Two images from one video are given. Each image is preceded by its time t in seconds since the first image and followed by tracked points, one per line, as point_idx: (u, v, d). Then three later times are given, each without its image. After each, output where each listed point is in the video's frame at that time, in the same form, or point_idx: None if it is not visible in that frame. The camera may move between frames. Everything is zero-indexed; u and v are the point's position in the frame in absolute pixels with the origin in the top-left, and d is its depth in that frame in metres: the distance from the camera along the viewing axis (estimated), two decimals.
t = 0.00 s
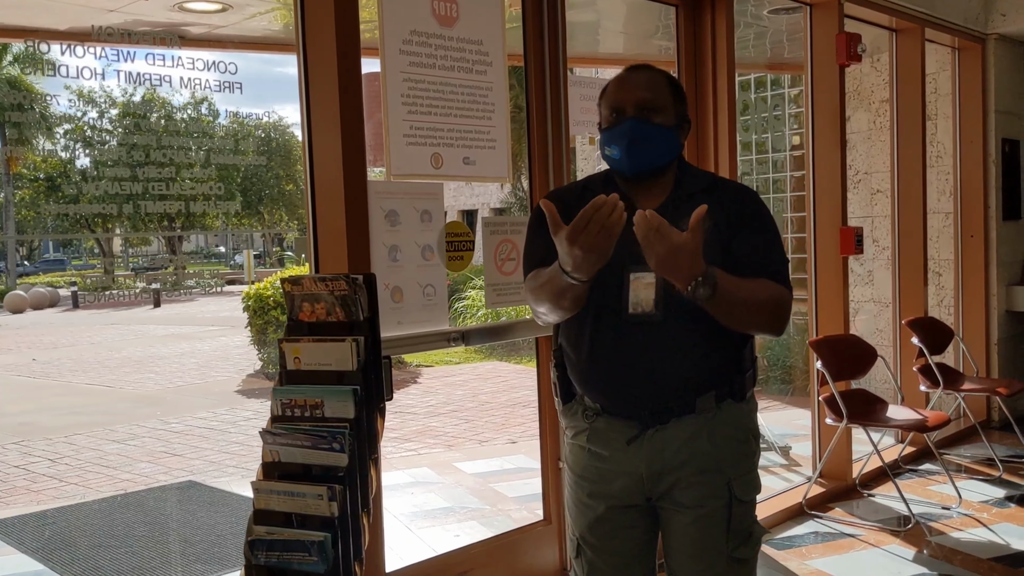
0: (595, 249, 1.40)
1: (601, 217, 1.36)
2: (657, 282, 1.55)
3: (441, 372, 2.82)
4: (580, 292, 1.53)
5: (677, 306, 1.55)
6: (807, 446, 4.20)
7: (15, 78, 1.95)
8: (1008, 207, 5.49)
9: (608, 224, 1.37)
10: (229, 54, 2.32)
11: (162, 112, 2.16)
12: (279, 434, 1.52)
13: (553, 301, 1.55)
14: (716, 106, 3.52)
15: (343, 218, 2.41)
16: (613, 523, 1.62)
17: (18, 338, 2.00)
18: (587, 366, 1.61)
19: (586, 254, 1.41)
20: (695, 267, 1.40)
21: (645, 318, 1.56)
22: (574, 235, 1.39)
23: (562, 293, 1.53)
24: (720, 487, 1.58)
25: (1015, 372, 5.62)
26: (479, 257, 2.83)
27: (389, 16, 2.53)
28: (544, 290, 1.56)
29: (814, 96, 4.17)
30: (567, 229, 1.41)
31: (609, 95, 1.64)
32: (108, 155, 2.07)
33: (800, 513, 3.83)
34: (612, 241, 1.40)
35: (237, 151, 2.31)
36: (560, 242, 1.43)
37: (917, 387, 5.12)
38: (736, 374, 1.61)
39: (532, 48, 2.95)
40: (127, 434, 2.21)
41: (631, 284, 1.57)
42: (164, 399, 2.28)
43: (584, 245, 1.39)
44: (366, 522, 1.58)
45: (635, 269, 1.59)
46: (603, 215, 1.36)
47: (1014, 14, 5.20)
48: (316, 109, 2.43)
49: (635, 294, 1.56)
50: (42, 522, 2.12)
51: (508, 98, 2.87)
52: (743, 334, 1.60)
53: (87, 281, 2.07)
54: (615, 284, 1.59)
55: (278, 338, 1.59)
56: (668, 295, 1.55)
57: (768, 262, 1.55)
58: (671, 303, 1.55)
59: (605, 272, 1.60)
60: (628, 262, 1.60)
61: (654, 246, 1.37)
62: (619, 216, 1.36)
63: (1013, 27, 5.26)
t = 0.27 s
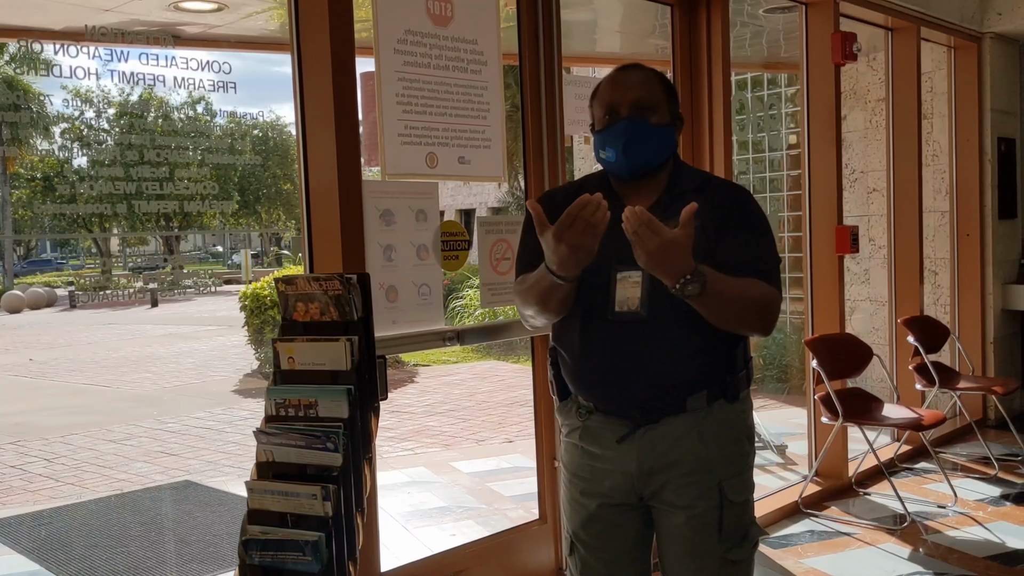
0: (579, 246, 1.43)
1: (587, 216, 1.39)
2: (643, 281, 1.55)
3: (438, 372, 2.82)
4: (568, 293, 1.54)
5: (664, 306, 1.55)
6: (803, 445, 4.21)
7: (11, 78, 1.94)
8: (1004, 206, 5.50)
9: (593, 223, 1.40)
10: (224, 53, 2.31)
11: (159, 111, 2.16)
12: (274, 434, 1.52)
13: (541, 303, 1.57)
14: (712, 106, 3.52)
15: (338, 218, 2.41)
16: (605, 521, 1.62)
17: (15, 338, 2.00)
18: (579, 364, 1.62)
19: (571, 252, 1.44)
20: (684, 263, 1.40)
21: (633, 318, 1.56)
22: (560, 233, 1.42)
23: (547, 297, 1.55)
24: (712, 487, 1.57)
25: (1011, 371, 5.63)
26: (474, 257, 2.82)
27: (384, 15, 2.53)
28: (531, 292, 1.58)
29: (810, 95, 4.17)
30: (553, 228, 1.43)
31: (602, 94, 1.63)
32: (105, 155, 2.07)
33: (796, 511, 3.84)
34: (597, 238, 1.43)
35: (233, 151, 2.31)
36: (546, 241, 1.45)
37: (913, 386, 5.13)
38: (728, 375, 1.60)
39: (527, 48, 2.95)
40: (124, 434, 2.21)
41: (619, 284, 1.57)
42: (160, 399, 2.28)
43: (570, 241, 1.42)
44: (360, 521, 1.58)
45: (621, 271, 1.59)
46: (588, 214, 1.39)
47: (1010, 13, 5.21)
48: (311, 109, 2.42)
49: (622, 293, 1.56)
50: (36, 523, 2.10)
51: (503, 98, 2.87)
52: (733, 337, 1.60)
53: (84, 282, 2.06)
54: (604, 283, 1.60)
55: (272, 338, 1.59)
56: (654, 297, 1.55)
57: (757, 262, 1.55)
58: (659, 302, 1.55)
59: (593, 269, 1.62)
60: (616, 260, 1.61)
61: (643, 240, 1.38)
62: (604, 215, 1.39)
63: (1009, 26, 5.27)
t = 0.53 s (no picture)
0: (574, 252, 1.42)
1: (582, 221, 1.39)
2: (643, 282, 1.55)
3: (437, 372, 2.81)
4: (564, 296, 1.55)
5: (664, 306, 1.55)
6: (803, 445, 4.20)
7: (10, 78, 1.94)
8: (1004, 206, 5.49)
9: (588, 228, 1.40)
10: (223, 53, 2.31)
11: (159, 111, 2.16)
12: (273, 434, 1.52)
13: (538, 305, 1.58)
14: (712, 106, 3.51)
15: (336, 218, 2.41)
16: (604, 521, 1.62)
17: (15, 338, 2.00)
18: (577, 363, 1.62)
19: (566, 257, 1.44)
20: (679, 271, 1.39)
21: (631, 317, 1.56)
22: (555, 238, 1.42)
23: (544, 299, 1.56)
24: (710, 488, 1.57)
25: (1011, 371, 5.63)
26: (474, 257, 2.82)
27: (383, 15, 2.52)
28: (529, 295, 1.59)
29: (810, 95, 4.16)
30: (548, 232, 1.43)
31: (600, 95, 1.64)
32: (105, 155, 2.07)
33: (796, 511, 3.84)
34: (593, 244, 1.42)
35: (232, 151, 2.31)
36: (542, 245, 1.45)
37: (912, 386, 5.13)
38: (727, 376, 1.60)
39: (527, 48, 2.95)
40: (123, 434, 2.20)
41: (618, 285, 1.57)
42: (159, 399, 2.28)
43: (565, 247, 1.42)
44: (359, 521, 1.58)
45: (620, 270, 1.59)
46: (584, 219, 1.39)
47: (1010, 13, 5.21)
48: (310, 109, 2.42)
49: (620, 293, 1.57)
50: (35, 523, 2.09)
51: (502, 98, 2.87)
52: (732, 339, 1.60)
53: (83, 281, 2.06)
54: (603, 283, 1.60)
55: (271, 338, 1.58)
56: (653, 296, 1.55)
57: (756, 265, 1.55)
58: (658, 301, 1.55)
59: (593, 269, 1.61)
60: (616, 260, 1.60)
61: (637, 249, 1.36)
62: (599, 221, 1.39)
63: (1009, 27, 5.27)
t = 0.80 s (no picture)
0: (583, 250, 1.40)
1: (592, 219, 1.36)
2: (647, 281, 1.55)
3: (438, 372, 2.81)
4: (569, 296, 1.54)
5: (667, 305, 1.55)
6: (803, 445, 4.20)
7: (10, 78, 1.94)
8: (1004, 205, 5.49)
9: (599, 226, 1.37)
10: (224, 53, 2.30)
11: (159, 111, 2.16)
12: (274, 433, 1.52)
13: (542, 305, 1.57)
14: (713, 105, 3.51)
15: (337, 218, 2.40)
16: (606, 522, 1.62)
17: (14, 338, 2.00)
18: (579, 364, 1.62)
19: (574, 254, 1.42)
20: (686, 268, 1.39)
21: (634, 317, 1.56)
22: (564, 236, 1.39)
23: (549, 297, 1.54)
24: (713, 489, 1.57)
25: (1012, 370, 5.63)
26: (474, 256, 2.82)
27: (384, 15, 2.52)
28: (534, 293, 1.57)
29: (810, 95, 4.16)
30: (558, 229, 1.41)
31: (603, 94, 1.64)
32: (105, 155, 2.07)
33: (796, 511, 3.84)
34: (602, 242, 1.39)
35: (233, 151, 2.31)
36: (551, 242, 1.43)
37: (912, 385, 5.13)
38: (730, 376, 1.60)
39: (527, 48, 2.95)
40: (123, 434, 2.20)
41: (622, 283, 1.57)
42: (160, 399, 2.28)
43: (574, 245, 1.39)
44: (360, 521, 1.58)
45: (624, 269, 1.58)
46: (594, 217, 1.36)
47: (1010, 13, 5.22)
48: (311, 108, 2.42)
49: (624, 293, 1.57)
50: (35, 523, 2.09)
51: (503, 97, 2.86)
52: (736, 339, 1.60)
53: (84, 281, 2.06)
54: (606, 280, 1.60)
55: (272, 338, 1.58)
56: (656, 294, 1.56)
57: (760, 263, 1.55)
58: (661, 300, 1.55)
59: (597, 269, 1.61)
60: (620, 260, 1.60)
61: (645, 246, 1.36)
62: (610, 219, 1.36)
63: (1009, 26, 5.27)
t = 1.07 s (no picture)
0: (592, 257, 1.40)
1: (601, 226, 1.37)
2: (660, 283, 1.55)
3: (438, 372, 2.81)
4: (576, 305, 1.53)
5: (679, 308, 1.55)
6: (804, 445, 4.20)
7: (10, 78, 1.94)
8: (1004, 205, 5.49)
9: (607, 233, 1.38)
10: (224, 52, 2.30)
11: (159, 111, 2.15)
12: (274, 433, 1.52)
13: (548, 313, 1.56)
14: (713, 104, 3.51)
15: (337, 218, 2.41)
16: (615, 528, 1.61)
17: (14, 338, 2.00)
18: (591, 367, 1.61)
19: (583, 262, 1.42)
20: (698, 272, 1.40)
21: (647, 320, 1.56)
22: (573, 242, 1.40)
23: (557, 304, 1.53)
24: (725, 493, 1.58)
25: (1012, 371, 5.62)
26: (474, 256, 2.82)
27: (384, 15, 2.52)
28: (540, 300, 1.56)
29: (810, 95, 4.16)
30: (566, 236, 1.42)
31: (610, 91, 1.64)
32: (105, 155, 2.07)
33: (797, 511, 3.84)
34: (610, 249, 1.41)
35: (233, 150, 2.30)
36: (558, 249, 1.44)
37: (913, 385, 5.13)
38: (744, 381, 1.60)
39: (528, 48, 2.95)
40: (123, 434, 2.20)
41: (634, 286, 1.56)
42: (160, 399, 2.28)
43: (582, 251, 1.40)
44: (360, 521, 1.58)
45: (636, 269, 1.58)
46: (602, 224, 1.37)
47: (1011, 13, 5.22)
48: (311, 108, 2.42)
49: (637, 292, 1.56)
50: (35, 523, 2.09)
51: (503, 97, 2.86)
52: (748, 343, 1.60)
53: (84, 281, 2.06)
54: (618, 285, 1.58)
55: (272, 338, 1.58)
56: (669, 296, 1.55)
57: (774, 269, 1.56)
58: (674, 303, 1.55)
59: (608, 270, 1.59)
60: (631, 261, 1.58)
61: (655, 250, 1.37)
62: (617, 225, 1.37)
63: (1010, 26, 5.27)
